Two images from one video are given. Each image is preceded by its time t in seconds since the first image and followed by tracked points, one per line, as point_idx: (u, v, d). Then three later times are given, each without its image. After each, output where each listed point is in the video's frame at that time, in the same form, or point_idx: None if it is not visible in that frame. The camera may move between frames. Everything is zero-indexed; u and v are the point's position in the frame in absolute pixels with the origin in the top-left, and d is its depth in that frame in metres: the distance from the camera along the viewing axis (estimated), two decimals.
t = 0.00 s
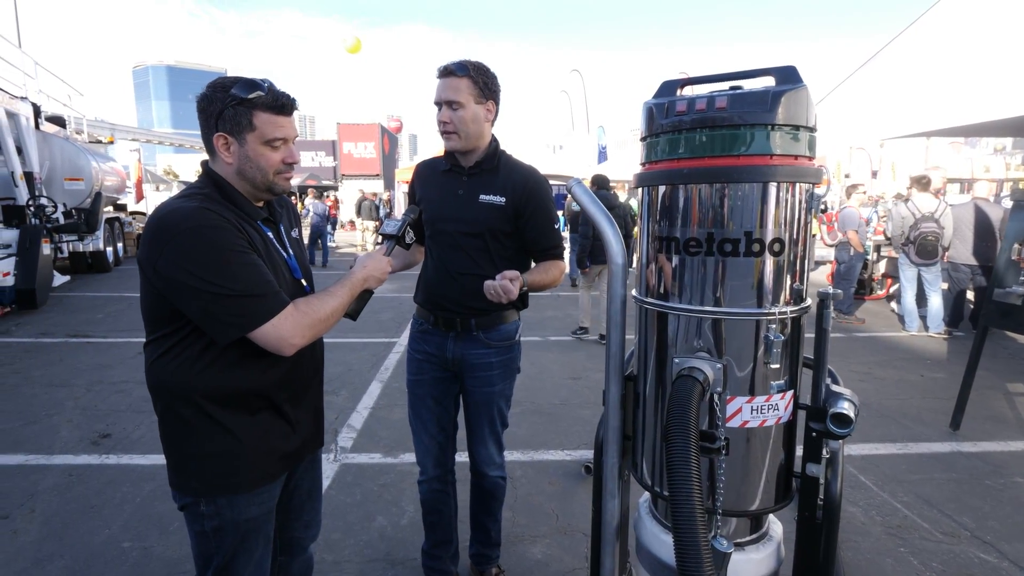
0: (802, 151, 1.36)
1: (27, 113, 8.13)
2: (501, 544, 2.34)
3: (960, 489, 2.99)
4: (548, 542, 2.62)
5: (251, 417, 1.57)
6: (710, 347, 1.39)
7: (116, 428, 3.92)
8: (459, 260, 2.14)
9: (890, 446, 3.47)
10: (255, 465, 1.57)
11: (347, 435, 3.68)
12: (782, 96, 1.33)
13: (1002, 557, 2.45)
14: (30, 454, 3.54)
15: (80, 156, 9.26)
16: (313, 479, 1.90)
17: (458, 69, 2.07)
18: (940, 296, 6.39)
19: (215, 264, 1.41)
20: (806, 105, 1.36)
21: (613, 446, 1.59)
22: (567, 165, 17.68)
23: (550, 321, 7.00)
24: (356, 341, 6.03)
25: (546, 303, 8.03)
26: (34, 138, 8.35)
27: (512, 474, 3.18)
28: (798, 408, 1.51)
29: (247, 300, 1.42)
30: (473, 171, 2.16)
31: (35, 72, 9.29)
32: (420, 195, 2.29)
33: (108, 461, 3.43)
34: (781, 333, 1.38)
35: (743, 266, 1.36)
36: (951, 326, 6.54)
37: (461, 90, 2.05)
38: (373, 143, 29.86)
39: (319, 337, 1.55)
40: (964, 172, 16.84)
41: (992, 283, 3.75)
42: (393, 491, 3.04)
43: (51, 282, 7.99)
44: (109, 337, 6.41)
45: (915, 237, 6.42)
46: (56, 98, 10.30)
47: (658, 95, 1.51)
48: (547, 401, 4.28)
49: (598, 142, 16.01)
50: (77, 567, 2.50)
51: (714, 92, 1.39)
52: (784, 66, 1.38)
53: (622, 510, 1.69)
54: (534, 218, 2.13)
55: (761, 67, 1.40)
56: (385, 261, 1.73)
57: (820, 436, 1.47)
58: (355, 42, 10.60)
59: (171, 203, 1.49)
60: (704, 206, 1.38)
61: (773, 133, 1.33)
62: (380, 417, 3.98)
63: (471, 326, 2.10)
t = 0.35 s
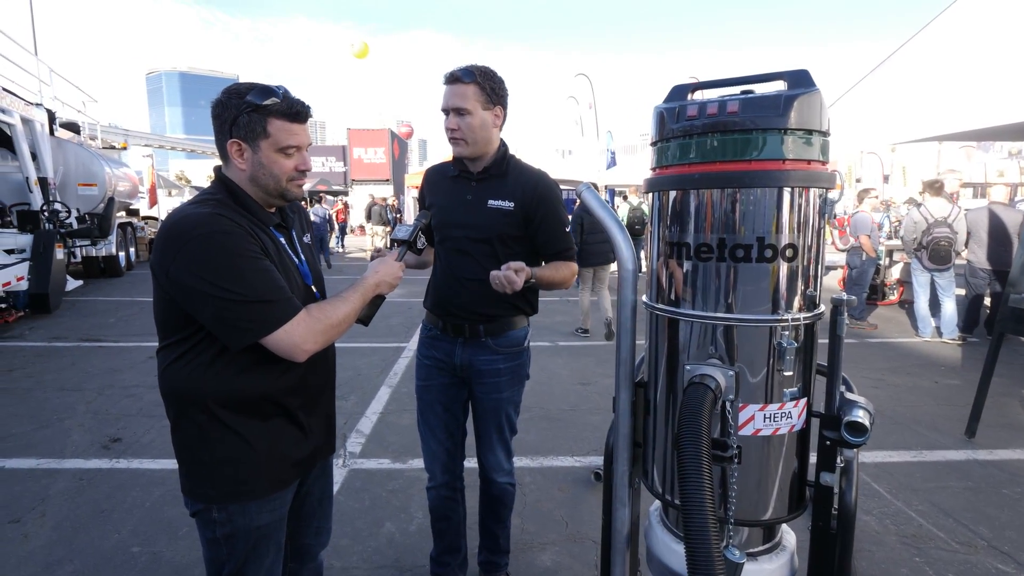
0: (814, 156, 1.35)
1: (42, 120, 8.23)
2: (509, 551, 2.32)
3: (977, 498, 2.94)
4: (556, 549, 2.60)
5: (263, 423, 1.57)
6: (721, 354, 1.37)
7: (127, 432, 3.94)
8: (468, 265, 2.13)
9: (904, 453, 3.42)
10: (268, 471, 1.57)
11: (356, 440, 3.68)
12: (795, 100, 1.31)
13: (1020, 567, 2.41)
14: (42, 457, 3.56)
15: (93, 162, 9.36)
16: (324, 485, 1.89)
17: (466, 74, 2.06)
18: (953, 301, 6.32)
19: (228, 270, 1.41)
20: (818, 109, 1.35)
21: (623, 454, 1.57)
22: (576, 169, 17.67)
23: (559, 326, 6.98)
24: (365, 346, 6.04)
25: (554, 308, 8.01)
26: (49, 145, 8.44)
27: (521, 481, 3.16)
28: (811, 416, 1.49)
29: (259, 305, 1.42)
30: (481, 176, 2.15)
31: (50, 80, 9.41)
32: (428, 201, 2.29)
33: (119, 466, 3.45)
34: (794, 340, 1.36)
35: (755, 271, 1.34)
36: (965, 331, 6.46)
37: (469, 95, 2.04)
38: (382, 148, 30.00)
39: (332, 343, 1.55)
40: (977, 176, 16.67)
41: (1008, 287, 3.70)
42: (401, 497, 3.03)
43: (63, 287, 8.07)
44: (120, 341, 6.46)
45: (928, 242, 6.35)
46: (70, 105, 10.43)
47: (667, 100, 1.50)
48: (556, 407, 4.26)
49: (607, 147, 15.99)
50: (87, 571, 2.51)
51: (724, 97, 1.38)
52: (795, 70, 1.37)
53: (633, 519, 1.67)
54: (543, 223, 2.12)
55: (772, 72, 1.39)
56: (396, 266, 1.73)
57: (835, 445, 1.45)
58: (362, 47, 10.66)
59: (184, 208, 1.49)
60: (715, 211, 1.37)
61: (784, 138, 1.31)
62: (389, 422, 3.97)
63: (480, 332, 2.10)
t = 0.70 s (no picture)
0: (824, 156, 1.34)
1: (51, 125, 8.30)
2: (516, 555, 2.31)
3: (989, 503, 2.90)
4: (564, 553, 2.59)
5: (272, 426, 1.56)
6: (730, 357, 1.36)
7: (135, 434, 3.95)
8: (475, 268, 2.12)
9: (914, 457, 3.39)
10: (277, 475, 1.56)
11: (362, 443, 3.68)
12: (805, 100, 1.30)
13: None
14: (51, 460, 3.58)
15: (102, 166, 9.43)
16: (332, 489, 1.89)
17: (474, 76, 2.06)
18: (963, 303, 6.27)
19: (237, 271, 1.41)
20: (828, 109, 1.33)
21: (631, 457, 1.56)
22: (582, 172, 17.64)
23: (565, 328, 6.96)
24: (372, 349, 6.04)
25: (561, 311, 7.99)
26: (58, 149, 8.51)
27: (528, 484, 3.15)
28: (822, 420, 1.47)
29: (268, 307, 1.42)
30: (488, 179, 2.15)
31: (59, 85, 9.49)
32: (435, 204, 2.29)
33: (127, 468, 3.46)
34: (805, 342, 1.35)
35: (764, 273, 1.33)
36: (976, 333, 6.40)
37: (477, 97, 2.04)
38: (388, 151, 30.08)
39: (342, 344, 1.54)
40: (986, 176, 16.54)
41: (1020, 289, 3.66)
42: (407, 500, 3.02)
43: (73, 290, 8.13)
44: (129, 344, 6.49)
45: (938, 243, 6.30)
46: (80, 109, 10.52)
47: (676, 100, 1.49)
48: (562, 409, 4.25)
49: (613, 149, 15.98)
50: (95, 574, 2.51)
51: (733, 97, 1.37)
52: (805, 70, 1.36)
53: (641, 523, 1.66)
54: (551, 226, 2.12)
55: (781, 72, 1.37)
56: (405, 267, 1.72)
57: (845, 449, 1.43)
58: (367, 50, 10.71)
59: (192, 211, 1.49)
60: (724, 212, 1.36)
61: (794, 138, 1.30)
62: (395, 424, 3.97)
63: (487, 335, 2.09)
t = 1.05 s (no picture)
0: (830, 155, 1.33)
1: (58, 127, 8.34)
2: (521, 556, 2.30)
3: (997, 504, 2.88)
4: (568, 554, 2.58)
5: (278, 427, 1.56)
6: (735, 358, 1.35)
7: (140, 435, 3.96)
8: (482, 267, 2.12)
9: (921, 458, 3.37)
10: (282, 477, 1.56)
11: (367, 444, 3.68)
12: (810, 99, 1.29)
13: None
14: (57, 460, 3.59)
15: (108, 167, 9.48)
16: (336, 490, 1.89)
17: (481, 76, 2.06)
18: (970, 303, 6.23)
19: (242, 272, 1.41)
20: (834, 109, 1.33)
21: (636, 459, 1.55)
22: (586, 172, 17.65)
23: (569, 329, 6.95)
24: (376, 350, 6.04)
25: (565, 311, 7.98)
26: (64, 150, 8.55)
27: (532, 485, 3.14)
28: (828, 421, 1.46)
29: (272, 307, 1.41)
30: (495, 179, 2.14)
31: (65, 87, 9.55)
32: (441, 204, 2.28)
33: (132, 469, 3.47)
34: (810, 343, 1.34)
35: (769, 273, 1.32)
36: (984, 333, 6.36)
37: (484, 97, 2.04)
38: (392, 152, 30.11)
39: (348, 344, 1.55)
40: (993, 176, 16.45)
41: None
42: (412, 501, 3.02)
43: (79, 291, 8.17)
44: (134, 345, 6.51)
45: (944, 243, 6.26)
46: (86, 111, 10.57)
47: (680, 99, 1.48)
48: (567, 410, 4.24)
49: (616, 149, 15.95)
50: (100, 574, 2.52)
51: (737, 96, 1.36)
52: (810, 69, 1.35)
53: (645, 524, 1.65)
54: (558, 225, 2.12)
55: (786, 71, 1.37)
56: (410, 268, 1.73)
57: (852, 451, 1.43)
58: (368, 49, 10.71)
59: (197, 212, 1.50)
60: (729, 211, 1.35)
61: (800, 137, 1.29)
62: (399, 425, 3.97)
63: (494, 335, 2.09)
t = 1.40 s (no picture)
0: (826, 158, 1.34)
1: (55, 129, 8.33)
2: (519, 557, 2.30)
3: (994, 505, 2.89)
4: (567, 556, 2.58)
5: (276, 431, 1.57)
6: (732, 359, 1.36)
7: (138, 438, 3.96)
8: (483, 270, 2.12)
9: (918, 459, 3.38)
10: (280, 480, 1.57)
11: (365, 446, 3.68)
12: (806, 102, 1.30)
13: None
14: (54, 463, 3.59)
15: (106, 169, 9.46)
16: (335, 493, 1.89)
17: (482, 82, 2.06)
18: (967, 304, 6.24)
19: (234, 288, 1.41)
20: (829, 112, 1.34)
21: (633, 460, 1.55)
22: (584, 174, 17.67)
23: (567, 331, 6.95)
24: (374, 351, 6.04)
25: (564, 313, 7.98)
26: (62, 152, 8.54)
27: (531, 486, 3.15)
28: (825, 422, 1.47)
29: (260, 327, 1.42)
30: (496, 182, 2.15)
31: (63, 89, 9.54)
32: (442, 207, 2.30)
33: (130, 472, 3.46)
34: (806, 344, 1.34)
35: (765, 276, 1.33)
36: (981, 334, 6.37)
37: (485, 104, 2.05)
38: (390, 154, 30.10)
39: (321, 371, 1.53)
40: (989, 177, 16.51)
41: None
42: (410, 503, 3.03)
43: (76, 293, 8.14)
44: (132, 347, 6.50)
45: (940, 244, 6.28)
46: (84, 113, 10.56)
47: (676, 103, 1.49)
48: (565, 412, 4.25)
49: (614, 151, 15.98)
50: None
51: (734, 100, 1.37)
52: (805, 73, 1.36)
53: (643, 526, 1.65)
54: (558, 228, 2.13)
55: (782, 74, 1.38)
56: (395, 297, 1.68)
57: (848, 452, 1.43)
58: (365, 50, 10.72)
59: (198, 217, 1.50)
60: (726, 214, 1.36)
61: (796, 141, 1.30)
62: (398, 427, 3.97)
63: (495, 337, 2.10)
